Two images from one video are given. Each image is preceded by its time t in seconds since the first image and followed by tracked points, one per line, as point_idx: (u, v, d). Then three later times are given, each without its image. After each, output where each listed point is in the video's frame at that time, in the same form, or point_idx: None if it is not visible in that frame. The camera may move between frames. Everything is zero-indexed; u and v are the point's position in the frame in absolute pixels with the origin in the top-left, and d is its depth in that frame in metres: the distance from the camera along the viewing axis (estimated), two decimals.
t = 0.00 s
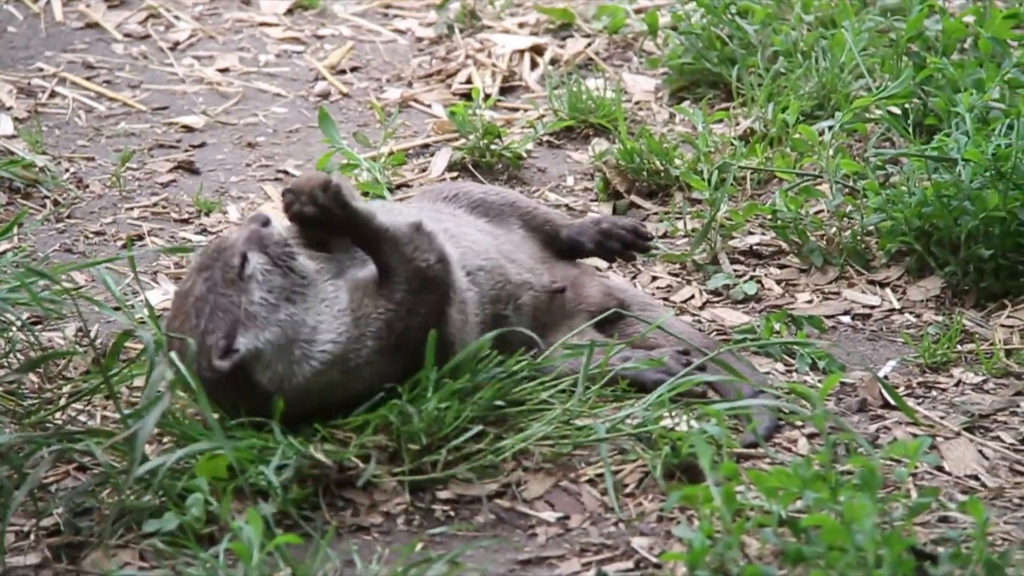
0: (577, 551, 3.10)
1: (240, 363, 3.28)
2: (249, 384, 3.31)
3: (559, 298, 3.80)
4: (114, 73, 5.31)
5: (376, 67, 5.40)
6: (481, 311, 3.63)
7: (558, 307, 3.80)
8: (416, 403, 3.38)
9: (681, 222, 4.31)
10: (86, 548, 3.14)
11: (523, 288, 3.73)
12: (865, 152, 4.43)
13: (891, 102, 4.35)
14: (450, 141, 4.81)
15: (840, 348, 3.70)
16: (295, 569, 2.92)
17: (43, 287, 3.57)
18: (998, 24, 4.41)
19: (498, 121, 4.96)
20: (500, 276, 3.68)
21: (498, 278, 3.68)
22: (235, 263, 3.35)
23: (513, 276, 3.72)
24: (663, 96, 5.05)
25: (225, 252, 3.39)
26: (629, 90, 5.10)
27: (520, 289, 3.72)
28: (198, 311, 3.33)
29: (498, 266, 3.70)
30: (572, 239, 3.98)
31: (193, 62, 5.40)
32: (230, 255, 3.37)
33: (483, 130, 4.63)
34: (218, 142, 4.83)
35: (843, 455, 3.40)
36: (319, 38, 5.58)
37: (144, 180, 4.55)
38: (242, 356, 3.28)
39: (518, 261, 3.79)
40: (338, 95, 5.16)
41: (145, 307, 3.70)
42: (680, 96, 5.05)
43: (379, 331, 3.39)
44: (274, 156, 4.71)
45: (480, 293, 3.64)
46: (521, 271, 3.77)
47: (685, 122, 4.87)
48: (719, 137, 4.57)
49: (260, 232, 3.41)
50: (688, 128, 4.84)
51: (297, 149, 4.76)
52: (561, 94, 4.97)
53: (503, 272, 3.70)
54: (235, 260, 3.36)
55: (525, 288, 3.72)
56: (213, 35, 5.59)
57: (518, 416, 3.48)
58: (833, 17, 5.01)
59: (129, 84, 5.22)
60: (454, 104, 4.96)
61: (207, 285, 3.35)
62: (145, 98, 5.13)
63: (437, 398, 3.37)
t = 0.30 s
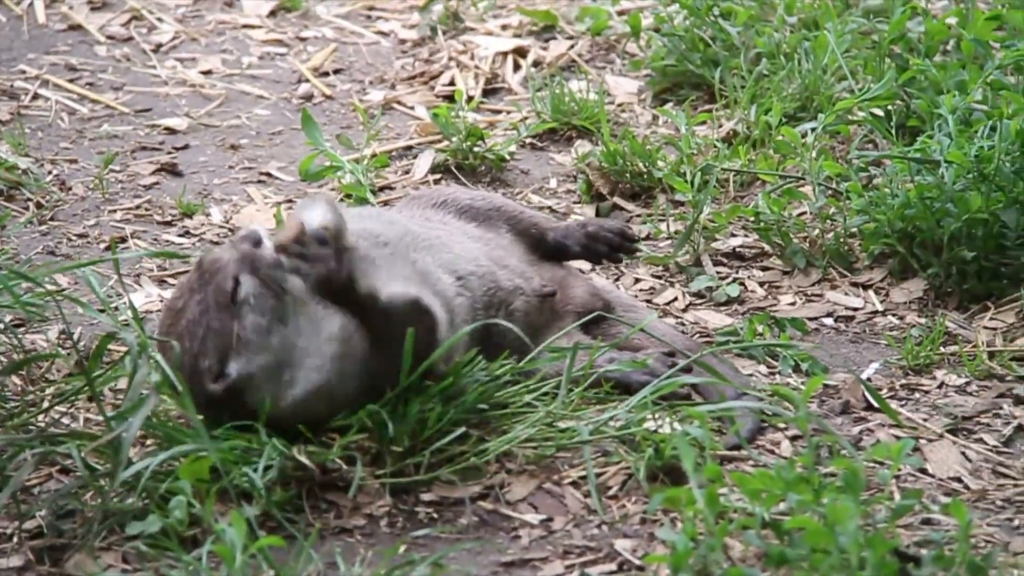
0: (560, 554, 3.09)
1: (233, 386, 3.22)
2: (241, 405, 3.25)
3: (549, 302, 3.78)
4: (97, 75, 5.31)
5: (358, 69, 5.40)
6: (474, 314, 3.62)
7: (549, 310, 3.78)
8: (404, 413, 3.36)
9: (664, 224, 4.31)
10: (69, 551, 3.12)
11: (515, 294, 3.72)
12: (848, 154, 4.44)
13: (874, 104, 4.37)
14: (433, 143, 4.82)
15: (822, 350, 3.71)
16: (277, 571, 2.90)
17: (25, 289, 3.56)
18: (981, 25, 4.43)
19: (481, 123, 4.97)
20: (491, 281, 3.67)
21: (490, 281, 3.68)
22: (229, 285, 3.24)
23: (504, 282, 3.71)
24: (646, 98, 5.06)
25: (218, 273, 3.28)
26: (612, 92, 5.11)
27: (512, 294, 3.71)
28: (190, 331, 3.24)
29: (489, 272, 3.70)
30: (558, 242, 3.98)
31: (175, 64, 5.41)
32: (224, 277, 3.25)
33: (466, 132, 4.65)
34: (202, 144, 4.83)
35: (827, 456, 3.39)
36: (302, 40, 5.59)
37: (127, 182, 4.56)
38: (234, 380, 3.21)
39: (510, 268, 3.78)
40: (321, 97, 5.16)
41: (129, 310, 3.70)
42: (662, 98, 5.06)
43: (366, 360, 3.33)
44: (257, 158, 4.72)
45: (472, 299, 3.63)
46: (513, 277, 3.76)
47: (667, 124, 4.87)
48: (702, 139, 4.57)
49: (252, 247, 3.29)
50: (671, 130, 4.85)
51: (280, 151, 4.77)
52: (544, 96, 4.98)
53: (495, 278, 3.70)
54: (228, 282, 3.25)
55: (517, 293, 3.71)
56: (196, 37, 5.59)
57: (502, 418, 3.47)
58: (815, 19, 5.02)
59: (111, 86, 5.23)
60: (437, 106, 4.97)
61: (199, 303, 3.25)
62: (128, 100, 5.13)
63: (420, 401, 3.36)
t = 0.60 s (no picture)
0: (551, 553, 3.07)
1: (238, 410, 3.25)
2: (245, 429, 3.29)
3: (546, 308, 3.78)
4: (89, 74, 5.31)
5: (350, 68, 5.40)
6: (465, 325, 3.65)
7: (544, 318, 3.78)
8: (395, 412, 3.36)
9: (656, 224, 4.32)
10: (60, 550, 3.10)
11: (512, 304, 3.72)
12: (840, 154, 4.45)
13: (866, 104, 4.37)
14: (425, 143, 4.83)
15: (814, 350, 3.71)
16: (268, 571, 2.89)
17: (16, 288, 3.56)
18: (973, 25, 4.44)
19: (473, 123, 4.97)
20: (485, 292, 3.68)
21: (484, 293, 3.69)
22: (228, 314, 3.25)
23: (501, 293, 3.72)
24: (638, 98, 5.07)
25: (215, 300, 3.29)
26: (604, 92, 5.11)
27: (508, 304, 3.72)
28: (191, 359, 3.25)
29: (485, 282, 3.71)
30: (548, 246, 3.97)
31: (167, 63, 5.41)
32: (223, 304, 3.26)
33: (457, 132, 4.65)
34: (194, 143, 4.83)
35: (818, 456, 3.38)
36: (295, 39, 5.59)
37: (119, 181, 4.56)
38: (240, 405, 3.25)
39: (506, 276, 3.78)
40: (313, 97, 5.17)
41: (120, 309, 3.71)
42: (654, 99, 5.07)
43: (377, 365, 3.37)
44: (249, 158, 4.72)
45: (463, 308, 3.65)
46: (508, 286, 3.76)
47: (659, 123, 4.87)
48: (694, 139, 4.58)
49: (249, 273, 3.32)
50: (663, 130, 4.85)
51: (273, 151, 4.77)
52: (536, 95, 4.98)
53: (490, 288, 3.71)
54: (227, 310, 3.26)
55: (513, 306, 3.71)
56: (188, 36, 5.59)
57: (494, 418, 3.46)
58: (808, 19, 5.03)
59: (104, 85, 5.23)
60: (429, 106, 4.97)
61: (198, 332, 3.26)
62: (120, 99, 5.14)
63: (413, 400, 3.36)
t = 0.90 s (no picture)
0: (546, 556, 3.07)
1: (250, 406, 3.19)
2: (260, 423, 3.22)
3: (529, 304, 3.81)
4: (86, 75, 5.31)
5: (347, 70, 5.41)
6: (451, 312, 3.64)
7: (530, 315, 3.81)
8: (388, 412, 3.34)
9: (652, 227, 4.32)
10: (55, 550, 3.09)
11: (495, 294, 3.74)
12: (836, 157, 4.45)
13: (862, 108, 4.37)
14: (422, 145, 4.83)
15: (809, 353, 3.72)
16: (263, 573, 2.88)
17: (11, 289, 3.57)
18: (969, 30, 4.46)
19: (470, 126, 4.97)
20: (471, 281, 3.70)
21: (470, 282, 3.70)
22: (219, 313, 3.19)
23: (487, 284, 3.74)
24: (635, 100, 5.07)
25: (204, 304, 3.24)
26: (600, 95, 5.11)
27: (492, 295, 3.74)
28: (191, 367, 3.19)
29: (471, 271, 3.72)
30: (539, 242, 4.00)
31: (164, 65, 5.41)
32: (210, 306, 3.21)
33: (454, 134, 4.64)
34: (190, 145, 4.83)
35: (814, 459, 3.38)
36: (291, 41, 5.59)
37: (116, 182, 4.56)
38: (251, 401, 3.18)
39: (491, 267, 3.80)
40: (310, 99, 5.17)
41: (116, 311, 3.71)
42: (651, 101, 5.07)
43: (372, 323, 3.38)
44: (246, 159, 4.73)
45: (452, 297, 3.65)
46: (495, 278, 3.78)
47: (656, 126, 4.88)
48: (691, 142, 4.58)
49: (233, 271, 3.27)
50: (659, 133, 4.85)
51: (269, 152, 4.77)
52: (533, 98, 4.98)
53: (475, 278, 3.73)
54: (217, 309, 3.21)
55: (497, 295, 3.73)
56: (184, 38, 5.59)
57: (489, 420, 3.46)
58: (804, 23, 5.03)
59: (100, 86, 5.23)
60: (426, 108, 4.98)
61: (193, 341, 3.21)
62: (117, 100, 5.14)
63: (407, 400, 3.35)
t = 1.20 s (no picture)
0: (546, 558, 3.07)
1: (334, 433, 3.21)
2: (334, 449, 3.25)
3: (533, 306, 3.79)
4: (87, 76, 5.31)
5: (348, 72, 5.41)
6: (455, 317, 3.66)
7: (531, 316, 3.79)
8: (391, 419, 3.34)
9: (653, 230, 4.32)
10: (55, 552, 3.07)
11: (497, 296, 3.76)
12: (837, 161, 4.45)
13: (863, 111, 4.38)
14: (423, 147, 4.83)
15: (810, 357, 3.72)
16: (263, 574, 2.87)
17: (12, 291, 3.56)
18: (971, 34, 4.47)
19: (471, 128, 4.98)
20: (475, 283, 3.72)
21: (474, 285, 3.73)
22: (323, 341, 3.17)
23: (489, 285, 3.77)
24: (636, 104, 5.07)
25: (300, 330, 3.18)
26: (601, 98, 5.11)
27: (495, 296, 3.76)
28: (289, 393, 3.14)
29: (474, 274, 3.75)
30: (544, 240, 4.03)
31: (165, 67, 5.41)
32: (311, 331, 3.17)
33: (455, 137, 4.64)
34: (191, 146, 4.83)
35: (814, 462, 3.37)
36: (292, 43, 5.59)
37: (116, 184, 4.56)
38: (338, 429, 3.21)
39: (495, 269, 3.83)
40: (311, 101, 5.17)
41: (116, 312, 3.71)
42: (652, 104, 5.07)
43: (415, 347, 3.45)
44: (247, 161, 4.72)
45: (454, 300, 3.68)
46: (497, 280, 3.81)
47: (657, 130, 4.88)
48: (692, 146, 4.58)
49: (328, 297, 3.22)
50: (660, 136, 4.85)
51: (270, 154, 4.77)
52: (534, 101, 4.98)
53: (479, 281, 3.75)
54: (318, 336, 3.17)
55: (499, 297, 3.75)
56: (185, 39, 5.59)
57: (490, 424, 3.46)
58: (806, 27, 5.04)
59: (101, 88, 5.23)
60: (426, 111, 4.98)
61: (291, 366, 3.14)
62: (117, 102, 5.13)
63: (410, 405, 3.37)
